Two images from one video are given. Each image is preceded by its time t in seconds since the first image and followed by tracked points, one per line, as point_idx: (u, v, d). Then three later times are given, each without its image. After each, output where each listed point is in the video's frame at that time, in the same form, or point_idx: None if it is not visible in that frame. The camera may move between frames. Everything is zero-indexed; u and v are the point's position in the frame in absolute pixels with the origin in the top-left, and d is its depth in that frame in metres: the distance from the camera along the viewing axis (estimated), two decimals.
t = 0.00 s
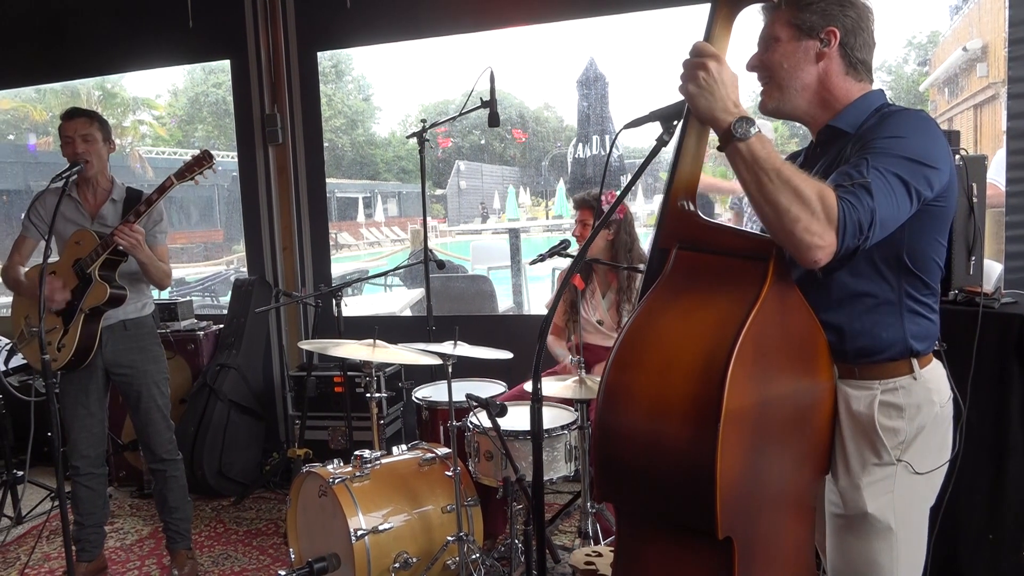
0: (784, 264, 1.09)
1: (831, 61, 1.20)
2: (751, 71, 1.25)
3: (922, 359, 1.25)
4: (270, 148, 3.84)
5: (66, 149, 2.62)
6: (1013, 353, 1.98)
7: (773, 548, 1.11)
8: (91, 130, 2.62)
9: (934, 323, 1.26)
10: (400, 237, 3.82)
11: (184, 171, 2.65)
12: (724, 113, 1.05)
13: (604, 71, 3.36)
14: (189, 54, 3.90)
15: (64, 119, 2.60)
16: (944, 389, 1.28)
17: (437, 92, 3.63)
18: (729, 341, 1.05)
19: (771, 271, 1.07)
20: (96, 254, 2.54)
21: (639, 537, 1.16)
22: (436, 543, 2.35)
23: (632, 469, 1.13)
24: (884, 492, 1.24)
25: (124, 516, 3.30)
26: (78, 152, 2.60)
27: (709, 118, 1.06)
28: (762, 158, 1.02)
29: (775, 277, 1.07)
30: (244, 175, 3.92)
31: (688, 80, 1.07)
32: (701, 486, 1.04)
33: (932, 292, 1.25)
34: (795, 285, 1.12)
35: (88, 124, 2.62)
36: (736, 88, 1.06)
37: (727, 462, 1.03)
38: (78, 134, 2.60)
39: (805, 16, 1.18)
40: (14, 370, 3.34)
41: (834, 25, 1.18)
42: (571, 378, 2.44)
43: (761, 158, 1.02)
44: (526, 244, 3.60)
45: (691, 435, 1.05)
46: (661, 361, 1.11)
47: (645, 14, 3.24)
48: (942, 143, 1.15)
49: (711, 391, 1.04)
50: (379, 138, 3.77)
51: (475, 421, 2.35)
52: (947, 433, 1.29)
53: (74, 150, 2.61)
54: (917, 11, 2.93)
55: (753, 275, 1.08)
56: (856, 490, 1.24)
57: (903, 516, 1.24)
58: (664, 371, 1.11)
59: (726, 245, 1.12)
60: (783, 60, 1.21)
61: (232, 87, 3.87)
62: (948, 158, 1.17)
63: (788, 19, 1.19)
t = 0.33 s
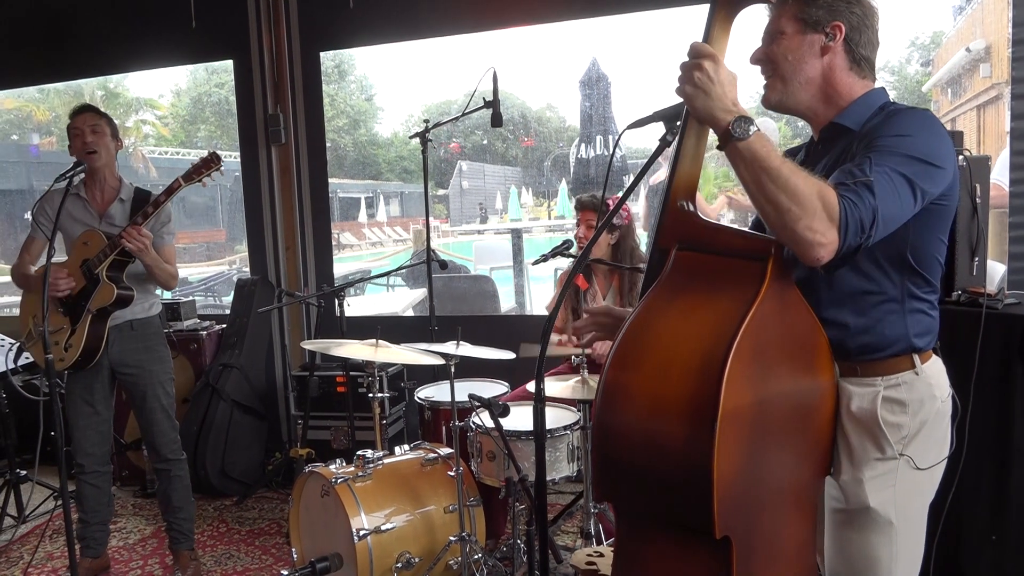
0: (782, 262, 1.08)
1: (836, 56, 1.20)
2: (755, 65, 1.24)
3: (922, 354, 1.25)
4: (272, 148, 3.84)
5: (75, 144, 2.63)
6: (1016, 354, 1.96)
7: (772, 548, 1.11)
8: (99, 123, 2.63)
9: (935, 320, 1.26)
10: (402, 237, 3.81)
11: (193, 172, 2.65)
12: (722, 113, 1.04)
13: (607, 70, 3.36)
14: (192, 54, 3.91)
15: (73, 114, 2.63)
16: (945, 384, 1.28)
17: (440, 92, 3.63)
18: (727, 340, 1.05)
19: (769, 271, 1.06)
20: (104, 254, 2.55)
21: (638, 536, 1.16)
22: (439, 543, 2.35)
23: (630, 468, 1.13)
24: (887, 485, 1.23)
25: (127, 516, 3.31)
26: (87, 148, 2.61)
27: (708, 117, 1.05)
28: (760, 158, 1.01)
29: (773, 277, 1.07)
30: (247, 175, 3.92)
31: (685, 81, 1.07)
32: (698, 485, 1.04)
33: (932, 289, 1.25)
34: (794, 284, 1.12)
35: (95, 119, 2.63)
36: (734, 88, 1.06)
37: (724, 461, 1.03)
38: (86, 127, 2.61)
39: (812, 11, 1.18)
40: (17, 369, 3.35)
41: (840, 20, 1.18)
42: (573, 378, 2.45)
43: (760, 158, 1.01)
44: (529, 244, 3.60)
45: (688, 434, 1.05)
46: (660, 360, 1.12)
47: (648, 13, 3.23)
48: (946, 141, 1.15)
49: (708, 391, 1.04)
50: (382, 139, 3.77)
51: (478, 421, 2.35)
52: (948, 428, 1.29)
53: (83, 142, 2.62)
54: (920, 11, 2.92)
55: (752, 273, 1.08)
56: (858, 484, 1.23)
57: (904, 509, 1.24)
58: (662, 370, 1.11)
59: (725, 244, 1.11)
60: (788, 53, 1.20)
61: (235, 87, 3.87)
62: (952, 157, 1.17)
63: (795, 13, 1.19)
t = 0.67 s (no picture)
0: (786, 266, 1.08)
1: (843, 63, 1.20)
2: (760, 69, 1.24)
3: (927, 358, 1.25)
4: (276, 149, 3.85)
5: (80, 150, 2.64)
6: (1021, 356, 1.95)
7: (776, 550, 1.10)
8: (106, 131, 2.66)
9: (939, 323, 1.26)
10: (406, 238, 3.82)
11: (201, 175, 2.66)
12: (727, 118, 1.04)
13: (610, 72, 3.36)
14: (196, 55, 3.92)
15: (80, 119, 2.63)
16: (948, 388, 1.27)
17: (443, 93, 3.63)
18: (732, 342, 1.05)
19: (775, 272, 1.06)
20: (110, 254, 2.56)
21: (642, 538, 1.16)
22: (442, 544, 2.35)
23: (635, 470, 1.13)
24: (891, 490, 1.24)
25: (130, 516, 3.31)
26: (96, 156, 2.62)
27: (712, 123, 1.05)
28: (769, 164, 1.02)
29: (779, 278, 1.07)
30: (251, 176, 3.93)
31: (689, 86, 1.07)
32: (703, 487, 1.04)
33: (937, 293, 1.25)
34: (799, 286, 1.12)
35: (102, 126, 2.65)
36: (738, 92, 1.05)
37: (729, 463, 1.03)
38: (95, 135, 2.63)
39: (821, 16, 1.18)
40: (22, 369, 3.36)
41: (848, 26, 1.18)
42: (576, 380, 2.45)
43: (769, 163, 1.01)
44: (532, 245, 3.60)
45: (693, 436, 1.05)
46: (664, 362, 1.12)
47: (652, 15, 3.24)
48: (952, 146, 1.15)
49: (713, 392, 1.05)
50: (385, 139, 3.76)
51: (482, 421, 2.35)
52: (952, 432, 1.29)
53: (93, 151, 2.62)
54: (925, 12, 2.92)
55: (757, 275, 1.08)
56: (863, 489, 1.23)
57: (909, 514, 1.24)
58: (667, 372, 1.11)
59: (730, 245, 1.11)
60: (795, 59, 1.21)
61: (239, 88, 3.88)
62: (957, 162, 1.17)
63: (804, 16, 1.19)
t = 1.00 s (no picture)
0: (789, 270, 1.08)
1: (839, 68, 1.20)
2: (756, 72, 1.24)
3: (929, 359, 1.25)
4: (277, 150, 3.85)
5: (76, 149, 2.63)
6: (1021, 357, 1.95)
7: (778, 551, 1.11)
8: (100, 129, 2.64)
9: (941, 324, 1.26)
10: (406, 239, 3.82)
11: (198, 175, 2.64)
12: (731, 124, 1.05)
13: (610, 73, 3.36)
14: (196, 55, 3.92)
15: (74, 118, 2.63)
16: (951, 388, 1.28)
17: (444, 94, 3.64)
18: (736, 344, 1.05)
19: (778, 275, 1.06)
20: (109, 258, 2.55)
21: (645, 539, 1.16)
22: (443, 544, 2.35)
23: (638, 471, 1.13)
24: (895, 492, 1.24)
25: (131, 516, 3.31)
26: (88, 153, 2.61)
27: (716, 127, 1.06)
28: (770, 170, 1.02)
29: (783, 280, 1.07)
30: (251, 177, 3.94)
31: (695, 88, 1.07)
32: (705, 487, 1.05)
33: (937, 293, 1.25)
34: (803, 287, 1.12)
35: (95, 124, 2.64)
36: (743, 96, 1.06)
37: (732, 464, 1.03)
38: (87, 133, 2.61)
39: (816, 22, 1.18)
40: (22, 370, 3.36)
41: (844, 31, 1.18)
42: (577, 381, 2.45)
43: (770, 170, 1.01)
44: (532, 246, 3.60)
45: (696, 438, 1.06)
46: (668, 363, 1.12)
47: (652, 16, 3.24)
48: (948, 147, 1.15)
49: (717, 394, 1.05)
50: (386, 140, 3.77)
51: (482, 422, 2.36)
52: (955, 433, 1.29)
53: (85, 148, 2.62)
54: (925, 14, 2.93)
55: (761, 277, 1.08)
56: (868, 492, 1.23)
57: (913, 516, 1.24)
58: (670, 372, 1.11)
59: (734, 247, 1.12)
60: (793, 63, 1.21)
61: (239, 88, 3.89)
62: (954, 162, 1.17)
63: (800, 22, 1.19)
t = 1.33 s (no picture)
0: (788, 269, 1.08)
1: (841, 71, 1.21)
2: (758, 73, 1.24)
3: (929, 359, 1.25)
4: (278, 150, 3.85)
5: (79, 149, 2.64)
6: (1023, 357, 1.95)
7: (779, 550, 1.11)
8: (105, 131, 2.65)
9: (941, 324, 1.26)
10: (407, 239, 3.82)
11: (199, 177, 2.65)
12: (730, 125, 1.05)
13: (611, 73, 3.36)
14: (197, 55, 3.92)
15: (81, 119, 2.63)
16: (951, 386, 1.28)
17: (445, 94, 3.64)
18: (736, 344, 1.05)
19: (778, 274, 1.06)
20: (110, 258, 2.54)
21: (645, 539, 1.16)
22: (444, 544, 2.35)
23: (638, 471, 1.13)
24: (896, 492, 1.24)
25: (132, 516, 3.32)
26: (90, 154, 2.62)
27: (716, 128, 1.06)
28: (770, 171, 1.01)
29: (782, 280, 1.07)
30: (252, 176, 3.94)
31: (694, 88, 1.07)
32: (706, 487, 1.05)
33: (938, 293, 1.25)
34: (802, 287, 1.12)
35: (101, 126, 2.64)
36: (742, 97, 1.06)
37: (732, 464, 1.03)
38: (92, 134, 2.62)
39: (818, 25, 1.17)
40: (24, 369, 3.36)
41: (846, 33, 1.18)
42: (578, 380, 2.46)
43: (770, 170, 1.01)
44: (533, 246, 3.60)
45: (696, 437, 1.06)
46: (668, 363, 1.12)
47: (652, 17, 3.24)
48: (949, 148, 1.15)
49: (717, 393, 1.05)
50: (387, 140, 3.77)
51: (483, 422, 2.36)
52: (955, 432, 1.29)
53: (87, 150, 2.63)
54: (926, 14, 2.92)
55: (761, 276, 1.08)
56: (868, 491, 1.23)
57: (914, 515, 1.25)
58: (670, 372, 1.11)
59: (733, 247, 1.12)
60: (794, 65, 1.21)
61: (240, 88, 3.89)
62: (954, 162, 1.17)
63: (800, 25, 1.18)
